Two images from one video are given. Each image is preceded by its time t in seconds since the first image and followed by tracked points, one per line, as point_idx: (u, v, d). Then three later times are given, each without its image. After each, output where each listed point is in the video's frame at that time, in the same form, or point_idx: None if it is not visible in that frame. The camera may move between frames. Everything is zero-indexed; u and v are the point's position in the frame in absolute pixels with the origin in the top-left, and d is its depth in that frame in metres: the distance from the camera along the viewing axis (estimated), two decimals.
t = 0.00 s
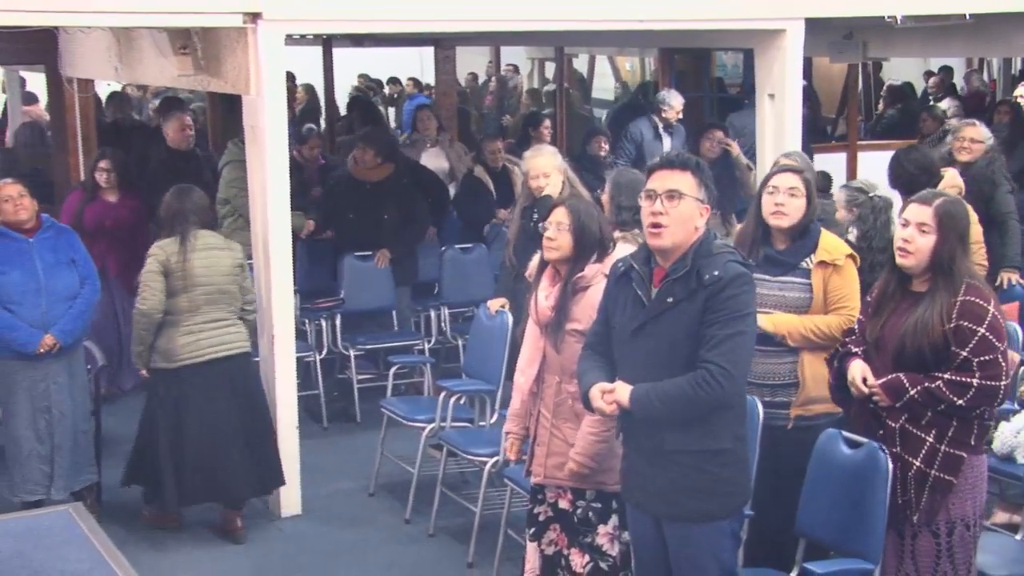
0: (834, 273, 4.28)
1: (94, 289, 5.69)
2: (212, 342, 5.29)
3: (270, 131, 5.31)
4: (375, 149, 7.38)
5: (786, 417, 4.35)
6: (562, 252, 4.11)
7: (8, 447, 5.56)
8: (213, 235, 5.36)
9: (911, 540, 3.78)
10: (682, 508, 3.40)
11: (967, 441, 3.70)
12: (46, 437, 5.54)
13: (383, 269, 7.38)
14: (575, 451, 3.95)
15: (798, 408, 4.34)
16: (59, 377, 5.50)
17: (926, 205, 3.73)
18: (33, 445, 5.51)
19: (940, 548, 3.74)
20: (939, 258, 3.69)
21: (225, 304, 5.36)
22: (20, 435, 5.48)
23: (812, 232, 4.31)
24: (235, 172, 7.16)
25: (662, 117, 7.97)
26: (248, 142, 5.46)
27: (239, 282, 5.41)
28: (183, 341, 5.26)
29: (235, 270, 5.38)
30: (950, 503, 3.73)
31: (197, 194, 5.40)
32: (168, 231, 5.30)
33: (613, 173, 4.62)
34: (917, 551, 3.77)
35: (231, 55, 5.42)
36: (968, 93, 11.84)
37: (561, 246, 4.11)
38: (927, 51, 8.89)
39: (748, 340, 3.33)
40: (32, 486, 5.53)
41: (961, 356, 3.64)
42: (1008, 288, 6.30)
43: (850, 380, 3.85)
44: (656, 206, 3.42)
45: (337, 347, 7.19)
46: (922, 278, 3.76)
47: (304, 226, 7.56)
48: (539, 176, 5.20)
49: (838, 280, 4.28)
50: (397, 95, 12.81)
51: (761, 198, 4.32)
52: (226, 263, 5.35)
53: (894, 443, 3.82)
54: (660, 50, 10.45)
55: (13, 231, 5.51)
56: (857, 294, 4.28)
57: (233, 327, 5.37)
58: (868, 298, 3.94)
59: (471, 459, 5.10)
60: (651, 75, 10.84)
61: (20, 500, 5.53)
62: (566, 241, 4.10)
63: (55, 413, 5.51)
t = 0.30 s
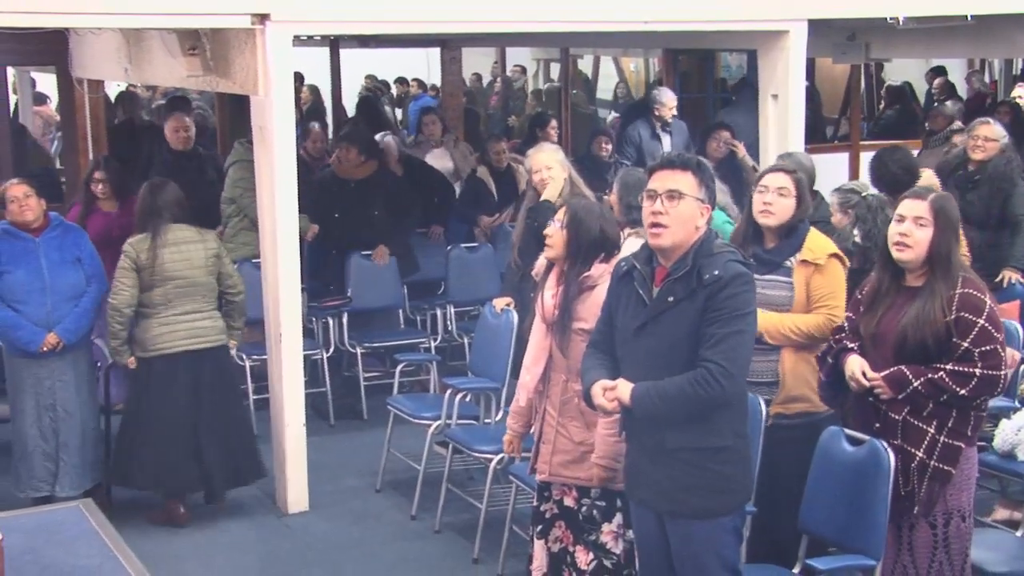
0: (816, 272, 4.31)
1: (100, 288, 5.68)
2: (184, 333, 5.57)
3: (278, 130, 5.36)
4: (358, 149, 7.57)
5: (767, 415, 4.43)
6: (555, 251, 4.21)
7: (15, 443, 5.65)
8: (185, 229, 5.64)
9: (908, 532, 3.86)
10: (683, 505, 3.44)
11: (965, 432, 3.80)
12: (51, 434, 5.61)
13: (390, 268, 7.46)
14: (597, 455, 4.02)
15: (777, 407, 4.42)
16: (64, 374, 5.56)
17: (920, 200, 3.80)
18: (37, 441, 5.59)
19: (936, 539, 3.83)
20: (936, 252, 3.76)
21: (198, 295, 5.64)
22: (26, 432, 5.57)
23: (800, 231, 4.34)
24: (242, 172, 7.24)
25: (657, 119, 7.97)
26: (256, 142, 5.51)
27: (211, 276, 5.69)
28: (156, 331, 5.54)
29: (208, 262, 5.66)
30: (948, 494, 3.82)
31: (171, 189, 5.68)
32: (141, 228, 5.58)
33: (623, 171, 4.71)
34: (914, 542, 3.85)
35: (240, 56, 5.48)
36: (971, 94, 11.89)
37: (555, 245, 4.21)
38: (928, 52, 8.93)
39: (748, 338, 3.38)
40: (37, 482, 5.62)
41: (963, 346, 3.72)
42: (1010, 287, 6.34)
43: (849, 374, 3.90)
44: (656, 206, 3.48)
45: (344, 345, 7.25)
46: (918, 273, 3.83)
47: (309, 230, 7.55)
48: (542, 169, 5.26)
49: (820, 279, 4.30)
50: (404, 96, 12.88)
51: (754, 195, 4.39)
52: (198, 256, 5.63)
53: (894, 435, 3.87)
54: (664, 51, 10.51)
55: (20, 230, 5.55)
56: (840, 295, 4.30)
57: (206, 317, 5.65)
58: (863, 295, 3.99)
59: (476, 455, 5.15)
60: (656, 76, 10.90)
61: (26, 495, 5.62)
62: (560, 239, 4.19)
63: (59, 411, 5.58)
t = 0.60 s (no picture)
0: (784, 260, 4.38)
1: (104, 277, 5.75)
2: (187, 318, 5.72)
3: (280, 121, 5.42)
4: (351, 139, 7.71)
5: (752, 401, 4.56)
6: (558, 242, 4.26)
7: (18, 429, 5.72)
8: (187, 219, 5.77)
9: (905, 515, 3.91)
10: (680, 492, 3.51)
11: (961, 416, 3.86)
12: (52, 421, 5.68)
13: (391, 257, 7.51)
14: (586, 442, 4.08)
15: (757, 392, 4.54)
16: (68, 363, 5.63)
17: (907, 190, 3.87)
18: (38, 428, 5.66)
19: (933, 522, 3.88)
20: (927, 241, 3.83)
21: (200, 283, 5.78)
22: (28, 419, 5.64)
23: (775, 219, 4.46)
24: (242, 165, 7.26)
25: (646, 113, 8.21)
26: (258, 133, 5.57)
27: (212, 263, 5.84)
28: (160, 317, 5.68)
29: (209, 251, 5.81)
30: (944, 477, 3.86)
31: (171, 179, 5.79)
32: (143, 217, 5.68)
33: (623, 162, 4.80)
34: (911, 526, 3.91)
35: (242, 47, 5.54)
36: (967, 86, 11.96)
37: (558, 237, 4.25)
38: (925, 44, 8.95)
39: (741, 327, 3.44)
40: (37, 468, 5.70)
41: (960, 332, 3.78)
42: (1004, 276, 6.48)
43: (846, 365, 3.98)
44: (652, 197, 3.53)
45: (347, 334, 7.32)
46: (908, 263, 3.90)
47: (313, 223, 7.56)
48: (544, 159, 5.25)
49: (789, 267, 4.37)
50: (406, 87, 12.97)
51: (737, 182, 4.57)
52: (200, 245, 5.77)
53: (892, 422, 3.94)
54: (663, 43, 10.57)
55: (25, 220, 5.61)
56: (807, 282, 4.35)
57: (207, 304, 5.80)
58: (853, 285, 4.06)
59: (477, 443, 5.21)
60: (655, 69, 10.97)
61: (27, 481, 5.70)
62: (562, 231, 4.24)
63: (62, 398, 5.65)
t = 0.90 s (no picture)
0: (769, 253, 4.44)
1: (107, 272, 5.84)
2: (191, 302, 6.04)
3: (280, 120, 5.49)
4: (346, 138, 7.73)
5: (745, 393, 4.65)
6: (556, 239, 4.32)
7: (22, 424, 5.79)
8: (194, 206, 6.12)
9: (897, 506, 3.99)
10: (674, 485, 3.59)
11: (953, 409, 3.95)
12: (57, 415, 5.75)
13: (390, 254, 7.59)
14: (580, 436, 4.09)
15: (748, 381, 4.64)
16: (73, 357, 5.69)
17: (890, 190, 3.93)
18: (44, 423, 5.73)
19: (924, 513, 3.95)
20: (916, 239, 3.90)
21: (205, 266, 6.12)
22: (33, 414, 5.69)
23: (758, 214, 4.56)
24: (248, 166, 7.34)
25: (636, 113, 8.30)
26: (258, 132, 5.64)
27: (216, 250, 6.17)
28: (166, 299, 5.99)
29: (214, 237, 6.15)
30: (936, 469, 3.94)
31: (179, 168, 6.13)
32: (154, 203, 6.00)
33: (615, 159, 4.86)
34: (903, 517, 3.98)
35: (242, 47, 5.62)
36: (956, 86, 12.08)
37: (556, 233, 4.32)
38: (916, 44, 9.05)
39: (734, 323, 3.51)
40: (43, 462, 5.76)
41: (954, 327, 3.86)
42: (994, 272, 6.57)
43: (841, 363, 4.02)
44: (646, 194, 3.61)
45: (346, 330, 7.40)
46: (897, 261, 3.96)
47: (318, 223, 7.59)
48: (544, 157, 5.32)
49: (774, 260, 4.42)
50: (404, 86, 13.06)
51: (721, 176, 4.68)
52: (206, 231, 6.12)
53: (887, 415, 4.01)
54: (657, 42, 10.66)
55: (26, 218, 5.67)
56: (792, 274, 4.41)
57: (211, 287, 6.13)
58: (841, 283, 4.12)
59: (474, 437, 5.28)
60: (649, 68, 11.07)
61: (31, 475, 5.75)
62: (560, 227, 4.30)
63: (67, 392, 5.72)
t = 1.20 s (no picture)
0: (763, 249, 4.50)
1: (108, 270, 5.90)
2: (182, 298, 6.18)
3: (278, 121, 5.55)
4: (347, 139, 7.82)
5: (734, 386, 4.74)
6: (557, 238, 4.37)
7: (24, 421, 5.85)
8: (185, 205, 6.19)
9: (892, 506, 4.05)
10: (666, 482, 3.65)
11: (949, 409, 4.00)
12: (64, 411, 5.81)
13: (386, 252, 7.65)
14: (578, 431, 4.14)
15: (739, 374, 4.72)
16: (76, 354, 5.76)
17: (885, 190, 3.98)
18: (51, 420, 5.79)
19: (919, 512, 4.01)
20: (910, 238, 3.95)
21: (196, 264, 6.23)
22: (39, 411, 5.76)
23: (750, 213, 4.63)
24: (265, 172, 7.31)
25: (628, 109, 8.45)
26: (257, 133, 5.70)
27: (206, 246, 6.26)
28: (158, 297, 6.13)
29: (204, 235, 6.25)
30: (932, 469, 3.99)
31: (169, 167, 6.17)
32: (144, 203, 6.07)
33: (605, 159, 4.94)
34: (898, 517, 4.04)
35: (241, 48, 5.68)
36: (947, 88, 12.18)
37: (556, 232, 4.36)
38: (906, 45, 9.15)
39: (727, 322, 3.58)
40: (51, 458, 5.83)
41: (950, 326, 3.92)
42: (983, 272, 6.57)
43: (838, 363, 4.07)
44: (639, 194, 3.67)
45: (343, 328, 7.46)
46: (892, 261, 4.01)
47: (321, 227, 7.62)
48: (540, 157, 5.19)
49: (768, 256, 4.48)
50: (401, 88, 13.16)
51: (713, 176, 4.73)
52: (196, 230, 6.21)
53: (884, 415, 4.05)
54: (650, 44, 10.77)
55: (26, 218, 5.72)
56: (786, 270, 4.47)
57: (201, 284, 6.25)
58: (838, 283, 4.17)
59: (470, 434, 5.34)
60: (643, 69, 11.17)
61: (41, 472, 5.82)
62: (562, 227, 4.35)
63: (71, 389, 5.78)
